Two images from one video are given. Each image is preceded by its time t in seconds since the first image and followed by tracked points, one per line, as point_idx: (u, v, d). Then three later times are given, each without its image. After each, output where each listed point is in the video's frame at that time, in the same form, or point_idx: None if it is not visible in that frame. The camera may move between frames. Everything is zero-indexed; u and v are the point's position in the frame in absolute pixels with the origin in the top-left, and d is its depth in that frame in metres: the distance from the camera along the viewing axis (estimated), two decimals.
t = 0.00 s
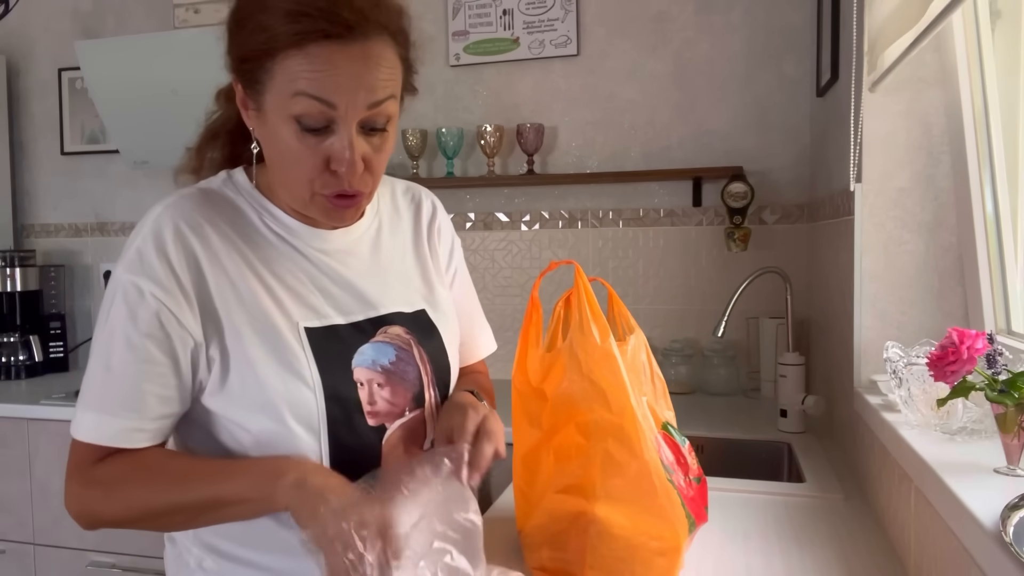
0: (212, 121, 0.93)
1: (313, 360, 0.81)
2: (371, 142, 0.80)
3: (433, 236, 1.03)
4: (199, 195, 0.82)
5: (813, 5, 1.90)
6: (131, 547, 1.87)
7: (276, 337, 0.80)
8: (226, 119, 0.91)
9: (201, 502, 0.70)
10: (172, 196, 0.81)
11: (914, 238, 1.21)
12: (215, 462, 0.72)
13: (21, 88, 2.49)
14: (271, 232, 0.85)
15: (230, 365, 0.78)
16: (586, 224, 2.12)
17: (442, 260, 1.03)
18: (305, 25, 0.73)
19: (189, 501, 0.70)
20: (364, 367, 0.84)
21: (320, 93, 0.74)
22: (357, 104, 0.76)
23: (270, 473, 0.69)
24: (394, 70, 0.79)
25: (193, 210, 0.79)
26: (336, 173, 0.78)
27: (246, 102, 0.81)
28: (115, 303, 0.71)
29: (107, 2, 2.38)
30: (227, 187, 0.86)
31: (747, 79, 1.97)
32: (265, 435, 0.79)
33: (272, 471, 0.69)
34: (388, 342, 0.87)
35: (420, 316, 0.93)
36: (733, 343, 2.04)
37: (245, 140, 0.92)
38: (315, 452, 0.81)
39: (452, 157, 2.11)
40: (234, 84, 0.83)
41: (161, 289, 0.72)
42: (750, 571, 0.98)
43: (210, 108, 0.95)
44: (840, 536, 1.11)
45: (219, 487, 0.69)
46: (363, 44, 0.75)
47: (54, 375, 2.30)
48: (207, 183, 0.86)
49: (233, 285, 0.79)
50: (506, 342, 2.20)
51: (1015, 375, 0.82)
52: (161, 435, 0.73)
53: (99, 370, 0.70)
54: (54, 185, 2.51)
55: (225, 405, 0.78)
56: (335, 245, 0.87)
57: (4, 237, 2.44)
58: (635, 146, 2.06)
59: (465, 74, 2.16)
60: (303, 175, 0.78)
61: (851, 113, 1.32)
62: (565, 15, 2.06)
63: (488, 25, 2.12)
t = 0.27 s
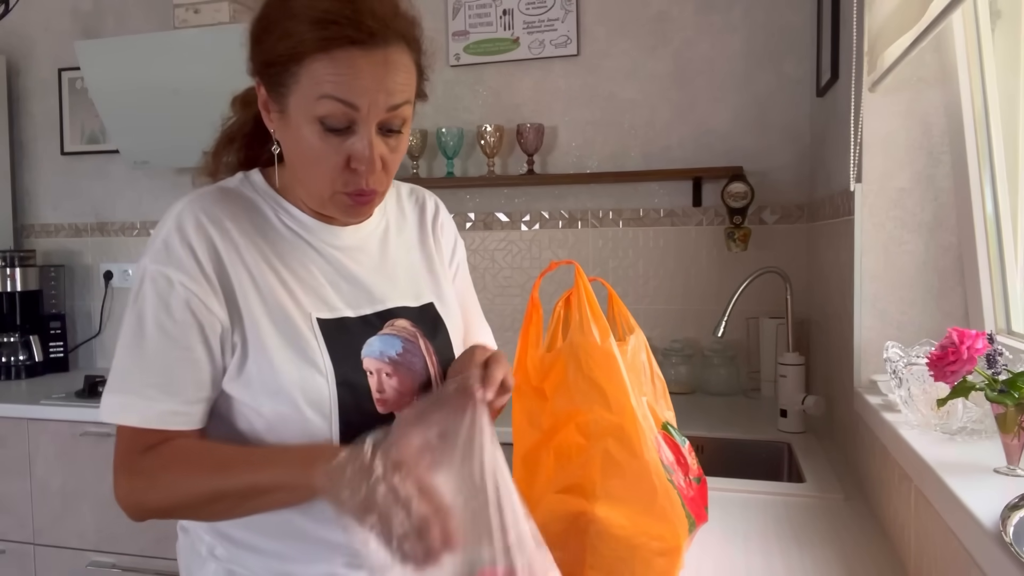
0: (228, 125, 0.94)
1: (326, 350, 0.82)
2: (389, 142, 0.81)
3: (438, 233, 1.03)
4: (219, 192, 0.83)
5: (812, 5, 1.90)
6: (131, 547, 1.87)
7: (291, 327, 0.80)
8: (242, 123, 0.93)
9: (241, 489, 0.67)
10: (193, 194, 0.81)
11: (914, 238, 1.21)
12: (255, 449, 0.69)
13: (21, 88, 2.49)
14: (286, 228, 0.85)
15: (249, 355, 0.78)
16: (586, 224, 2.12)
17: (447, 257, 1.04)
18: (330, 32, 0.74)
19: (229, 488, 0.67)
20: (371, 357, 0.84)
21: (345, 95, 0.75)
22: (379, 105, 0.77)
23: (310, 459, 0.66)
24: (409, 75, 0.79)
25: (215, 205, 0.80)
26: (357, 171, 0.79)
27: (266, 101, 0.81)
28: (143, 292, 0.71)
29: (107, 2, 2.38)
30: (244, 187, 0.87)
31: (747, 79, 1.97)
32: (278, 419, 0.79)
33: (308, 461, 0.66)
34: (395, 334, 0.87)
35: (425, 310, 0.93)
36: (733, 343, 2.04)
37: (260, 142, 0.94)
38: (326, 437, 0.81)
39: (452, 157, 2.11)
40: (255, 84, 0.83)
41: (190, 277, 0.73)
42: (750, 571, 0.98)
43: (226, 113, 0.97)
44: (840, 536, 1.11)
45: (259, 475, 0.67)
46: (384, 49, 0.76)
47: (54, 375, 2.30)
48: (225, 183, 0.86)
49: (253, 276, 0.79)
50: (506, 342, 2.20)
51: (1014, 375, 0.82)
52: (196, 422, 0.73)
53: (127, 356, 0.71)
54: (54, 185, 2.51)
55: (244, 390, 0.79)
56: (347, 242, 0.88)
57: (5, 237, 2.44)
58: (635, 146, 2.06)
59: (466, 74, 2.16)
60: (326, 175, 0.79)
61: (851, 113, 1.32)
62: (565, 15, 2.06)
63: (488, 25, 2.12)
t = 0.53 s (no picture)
0: (237, 130, 0.96)
1: (339, 337, 0.83)
2: (398, 141, 0.82)
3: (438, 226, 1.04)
4: (233, 185, 0.85)
5: (813, 5, 1.90)
6: (131, 547, 1.88)
7: (306, 310, 0.82)
8: (250, 127, 0.93)
9: (280, 451, 0.67)
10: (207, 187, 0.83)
11: (914, 238, 1.21)
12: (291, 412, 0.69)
13: (21, 88, 2.49)
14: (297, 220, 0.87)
15: (269, 339, 0.79)
16: (586, 224, 2.12)
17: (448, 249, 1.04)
18: (342, 35, 0.75)
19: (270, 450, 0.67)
20: (378, 345, 0.86)
21: (357, 96, 0.76)
22: (388, 106, 0.78)
23: (353, 417, 0.67)
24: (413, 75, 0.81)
25: (231, 195, 0.82)
26: (368, 167, 0.79)
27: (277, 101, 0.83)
28: (171, 272, 0.73)
29: (107, 2, 2.38)
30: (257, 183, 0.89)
31: (747, 79, 1.97)
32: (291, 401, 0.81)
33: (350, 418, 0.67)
34: (400, 324, 0.87)
35: (430, 300, 0.94)
36: (733, 343, 2.04)
37: (269, 145, 0.95)
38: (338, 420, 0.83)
39: (452, 157, 2.11)
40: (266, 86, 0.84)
41: (216, 255, 0.75)
42: (750, 570, 0.98)
43: (235, 118, 0.98)
44: (840, 536, 1.11)
45: (299, 433, 0.67)
46: (392, 51, 0.78)
47: (54, 375, 2.30)
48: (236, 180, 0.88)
49: (273, 261, 0.81)
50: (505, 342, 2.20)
51: (1015, 375, 0.82)
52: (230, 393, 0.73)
53: (155, 334, 0.72)
54: (55, 185, 2.51)
55: (264, 370, 0.80)
56: (354, 234, 0.89)
57: (5, 237, 2.44)
58: (635, 146, 2.06)
59: (466, 74, 2.16)
60: (336, 171, 0.80)
61: (851, 113, 1.32)
62: (565, 15, 2.06)
63: (488, 25, 2.12)
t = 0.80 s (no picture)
0: (243, 132, 0.96)
1: (346, 330, 0.84)
2: (403, 142, 0.82)
3: (439, 225, 1.04)
4: (245, 181, 0.86)
5: (812, 5, 1.90)
6: (131, 547, 1.88)
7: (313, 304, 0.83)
8: (256, 130, 0.94)
9: (312, 463, 0.68)
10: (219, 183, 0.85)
11: (914, 238, 1.21)
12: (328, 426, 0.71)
13: (21, 88, 2.49)
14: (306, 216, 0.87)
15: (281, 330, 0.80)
16: (586, 224, 2.12)
17: (449, 246, 1.04)
18: (348, 38, 0.76)
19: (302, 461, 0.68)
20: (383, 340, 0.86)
21: (364, 98, 0.77)
22: (395, 109, 0.78)
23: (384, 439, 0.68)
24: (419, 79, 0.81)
25: (244, 190, 0.84)
26: (375, 168, 0.80)
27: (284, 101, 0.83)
28: (192, 262, 0.74)
29: (107, 3, 2.38)
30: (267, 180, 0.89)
31: (747, 79, 1.97)
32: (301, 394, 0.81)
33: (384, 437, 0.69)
34: (403, 319, 0.87)
35: (432, 296, 0.94)
36: (733, 343, 2.04)
37: (276, 146, 0.95)
38: (347, 411, 0.84)
39: (452, 157, 2.11)
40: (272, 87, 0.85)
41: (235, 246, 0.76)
42: (750, 571, 0.98)
43: (241, 122, 0.98)
44: (840, 536, 1.11)
45: (332, 448, 0.68)
46: (399, 55, 0.78)
47: (54, 375, 2.30)
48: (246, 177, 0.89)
49: (285, 254, 0.82)
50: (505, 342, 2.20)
51: (1015, 375, 0.82)
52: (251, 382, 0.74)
53: (176, 322, 0.73)
54: (54, 185, 2.51)
55: (275, 361, 0.81)
56: (359, 231, 0.90)
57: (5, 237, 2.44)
58: (635, 146, 2.06)
59: (466, 74, 2.16)
60: (343, 172, 0.80)
61: (851, 112, 1.32)
62: (565, 15, 2.06)
63: (488, 25, 2.12)
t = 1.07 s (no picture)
0: (247, 133, 0.96)
1: (348, 327, 0.84)
2: (406, 142, 0.83)
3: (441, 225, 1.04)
4: (250, 181, 0.86)
5: (813, 5, 1.90)
6: (131, 547, 1.88)
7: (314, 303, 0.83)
8: (260, 130, 0.94)
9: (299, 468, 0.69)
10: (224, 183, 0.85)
11: (914, 238, 1.21)
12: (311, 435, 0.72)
13: (21, 88, 2.49)
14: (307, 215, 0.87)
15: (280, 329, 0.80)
16: (586, 224, 2.12)
17: (451, 246, 1.04)
18: (355, 39, 0.76)
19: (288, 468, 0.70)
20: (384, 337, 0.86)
21: (370, 98, 0.77)
22: (400, 109, 0.79)
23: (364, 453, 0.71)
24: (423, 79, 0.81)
25: (249, 189, 0.84)
26: (378, 167, 0.80)
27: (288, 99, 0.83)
28: (193, 258, 0.74)
29: (107, 3, 2.38)
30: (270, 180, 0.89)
31: (747, 79, 1.97)
32: (302, 391, 0.82)
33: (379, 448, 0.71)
34: (405, 318, 0.87)
35: (433, 296, 0.94)
36: (733, 343, 2.04)
37: (279, 145, 0.95)
38: (348, 409, 0.83)
39: (452, 157, 2.11)
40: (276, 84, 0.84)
41: (236, 246, 0.76)
42: (750, 571, 0.98)
43: (245, 123, 0.98)
44: (840, 536, 1.11)
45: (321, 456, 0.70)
46: (404, 55, 0.78)
47: (53, 374, 2.30)
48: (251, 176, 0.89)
49: (288, 252, 0.83)
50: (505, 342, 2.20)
51: (1015, 375, 0.82)
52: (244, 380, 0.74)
53: (174, 318, 0.73)
54: (55, 185, 2.51)
55: (278, 360, 0.81)
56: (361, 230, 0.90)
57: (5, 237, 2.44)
58: (635, 146, 2.06)
59: (466, 74, 2.16)
60: (347, 169, 0.80)
61: (851, 112, 1.32)
62: (565, 15, 2.06)
63: (488, 25, 2.11)
